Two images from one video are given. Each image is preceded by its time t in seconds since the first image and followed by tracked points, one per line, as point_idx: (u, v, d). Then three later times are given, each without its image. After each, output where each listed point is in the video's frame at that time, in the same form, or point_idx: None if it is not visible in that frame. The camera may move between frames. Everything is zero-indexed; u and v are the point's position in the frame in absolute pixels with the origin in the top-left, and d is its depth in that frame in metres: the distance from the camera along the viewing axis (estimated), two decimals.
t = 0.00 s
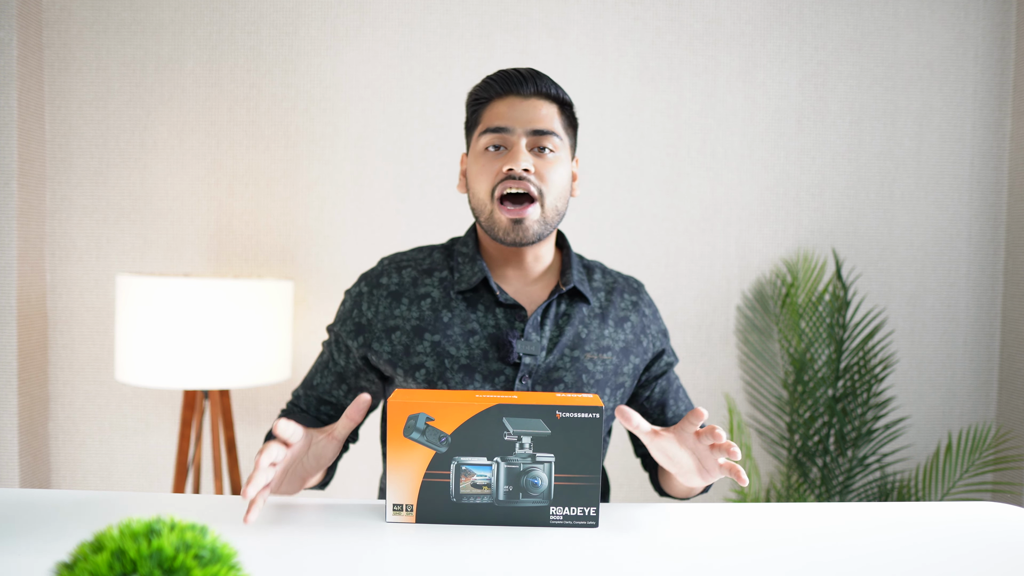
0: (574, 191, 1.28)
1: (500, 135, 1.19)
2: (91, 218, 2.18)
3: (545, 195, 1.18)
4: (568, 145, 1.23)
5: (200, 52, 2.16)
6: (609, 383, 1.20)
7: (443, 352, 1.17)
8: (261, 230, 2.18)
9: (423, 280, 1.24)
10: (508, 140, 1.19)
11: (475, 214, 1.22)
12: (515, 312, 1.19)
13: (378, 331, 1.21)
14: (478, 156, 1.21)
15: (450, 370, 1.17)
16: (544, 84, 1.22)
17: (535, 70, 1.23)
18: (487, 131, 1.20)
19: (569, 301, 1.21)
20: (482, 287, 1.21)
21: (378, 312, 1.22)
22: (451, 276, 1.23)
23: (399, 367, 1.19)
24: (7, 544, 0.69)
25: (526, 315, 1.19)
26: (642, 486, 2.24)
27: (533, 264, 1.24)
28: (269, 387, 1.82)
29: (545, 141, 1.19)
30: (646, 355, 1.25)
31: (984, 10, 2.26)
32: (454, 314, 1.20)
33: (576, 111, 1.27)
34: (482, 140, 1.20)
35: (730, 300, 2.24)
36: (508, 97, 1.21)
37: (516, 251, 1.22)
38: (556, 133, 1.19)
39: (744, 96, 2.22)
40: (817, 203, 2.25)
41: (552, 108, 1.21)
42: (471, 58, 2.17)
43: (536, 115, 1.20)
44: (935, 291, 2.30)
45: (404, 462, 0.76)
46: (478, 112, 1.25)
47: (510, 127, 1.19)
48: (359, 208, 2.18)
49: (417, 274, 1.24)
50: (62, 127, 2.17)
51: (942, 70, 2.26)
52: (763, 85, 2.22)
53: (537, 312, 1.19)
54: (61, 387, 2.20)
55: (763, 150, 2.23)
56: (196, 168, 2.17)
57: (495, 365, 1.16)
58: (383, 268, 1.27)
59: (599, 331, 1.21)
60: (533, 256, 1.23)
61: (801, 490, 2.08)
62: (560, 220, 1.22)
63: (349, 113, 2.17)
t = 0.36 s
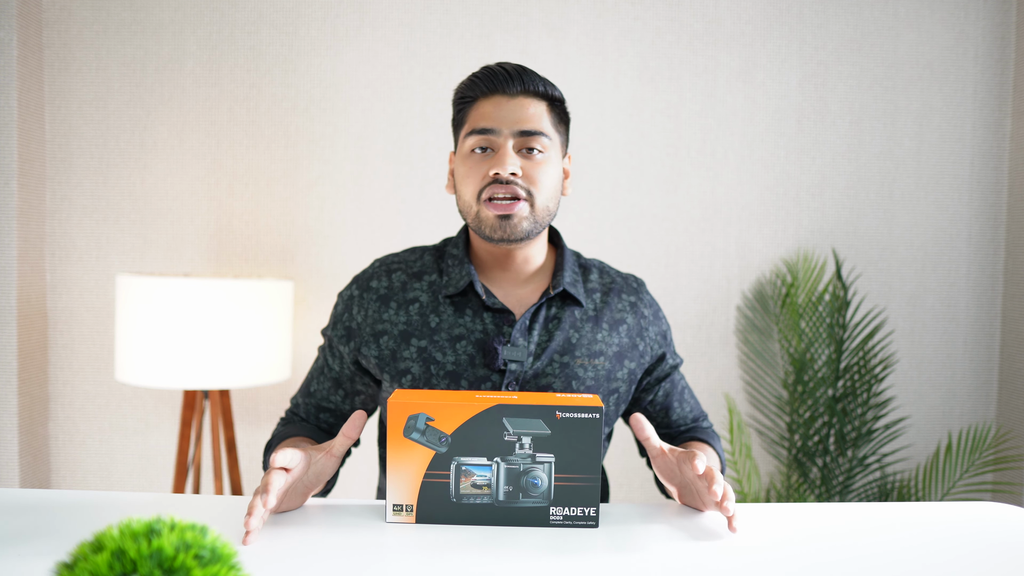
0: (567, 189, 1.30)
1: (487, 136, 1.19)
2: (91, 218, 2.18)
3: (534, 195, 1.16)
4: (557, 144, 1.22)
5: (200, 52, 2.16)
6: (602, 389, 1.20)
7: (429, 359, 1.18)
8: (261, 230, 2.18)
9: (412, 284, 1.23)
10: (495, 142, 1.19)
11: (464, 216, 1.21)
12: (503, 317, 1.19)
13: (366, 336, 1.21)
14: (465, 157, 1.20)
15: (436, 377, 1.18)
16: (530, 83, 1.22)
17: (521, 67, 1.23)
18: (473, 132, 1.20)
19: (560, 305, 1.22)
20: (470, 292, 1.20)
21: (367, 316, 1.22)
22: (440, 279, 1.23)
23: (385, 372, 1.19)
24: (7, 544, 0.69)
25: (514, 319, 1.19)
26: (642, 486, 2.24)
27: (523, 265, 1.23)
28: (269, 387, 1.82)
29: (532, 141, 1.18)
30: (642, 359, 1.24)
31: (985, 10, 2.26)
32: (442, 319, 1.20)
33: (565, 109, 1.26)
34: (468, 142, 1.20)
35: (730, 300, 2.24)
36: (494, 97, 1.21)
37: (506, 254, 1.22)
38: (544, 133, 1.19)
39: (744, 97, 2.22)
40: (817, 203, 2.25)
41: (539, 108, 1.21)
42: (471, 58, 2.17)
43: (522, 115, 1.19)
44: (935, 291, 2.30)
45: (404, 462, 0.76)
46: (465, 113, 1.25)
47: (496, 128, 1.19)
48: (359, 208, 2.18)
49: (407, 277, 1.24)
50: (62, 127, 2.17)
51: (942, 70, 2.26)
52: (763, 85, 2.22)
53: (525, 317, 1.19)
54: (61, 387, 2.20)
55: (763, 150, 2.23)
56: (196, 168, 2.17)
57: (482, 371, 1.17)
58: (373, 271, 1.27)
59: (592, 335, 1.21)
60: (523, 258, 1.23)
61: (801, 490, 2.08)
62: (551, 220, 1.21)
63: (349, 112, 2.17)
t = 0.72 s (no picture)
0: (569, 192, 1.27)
1: (501, 128, 1.19)
2: (90, 218, 2.18)
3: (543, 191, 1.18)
4: (566, 143, 1.23)
5: (200, 52, 2.16)
6: (604, 384, 1.20)
7: (429, 360, 1.17)
8: (261, 230, 2.18)
9: (410, 285, 1.23)
10: (508, 135, 1.19)
11: (469, 207, 1.21)
12: (503, 315, 1.19)
13: (364, 336, 1.20)
14: (476, 148, 1.20)
15: (437, 377, 1.18)
16: (546, 80, 1.22)
17: (538, 66, 1.24)
18: (487, 123, 1.20)
19: (559, 301, 1.22)
20: (468, 292, 1.20)
21: (364, 317, 1.21)
22: (438, 280, 1.23)
23: (385, 375, 1.19)
24: (7, 544, 0.69)
25: (514, 317, 1.19)
26: (642, 486, 2.24)
27: (522, 263, 1.22)
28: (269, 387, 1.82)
29: (545, 138, 1.19)
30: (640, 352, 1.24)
31: (985, 10, 2.26)
32: (441, 319, 1.20)
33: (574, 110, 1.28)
34: (481, 133, 1.20)
35: (730, 301, 2.24)
36: (510, 91, 1.21)
37: (505, 251, 1.21)
38: (556, 131, 1.20)
39: (744, 97, 2.22)
40: (817, 203, 2.25)
41: (552, 106, 1.22)
42: (470, 59, 2.17)
43: (536, 111, 1.20)
44: (935, 291, 2.30)
45: (404, 462, 0.76)
46: (476, 103, 1.25)
47: (510, 121, 1.19)
48: (359, 208, 2.18)
49: (405, 278, 1.24)
50: (62, 127, 2.17)
51: (942, 70, 2.26)
52: (763, 85, 2.22)
53: (524, 314, 1.19)
54: (61, 388, 2.20)
55: (763, 150, 2.23)
56: (196, 168, 2.17)
57: (482, 371, 1.17)
58: (371, 272, 1.26)
59: (591, 330, 1.21)
60: (523, 255, 1.22)
61: (801, 490, 2.08)
62: (553, 218, 1.22)
63: (349, 113, 2.17)
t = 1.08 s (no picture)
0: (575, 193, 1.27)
1: (505, 132, 1.19)
2: (91, 218, 2.18)
3: (546, 196, 1.17)
4: (572, 147, 1.22)
5: (200, 52, 2.16)
6: (606, 383, 1.20)
7: (436, 343, 1.16)
8: (261, 230, 2.18)
9: (423, 271, 1.23)
10: (512, 139, 1.19)
11: (475, 210, 1.21)
12: (510, 309, 1.19)
13: (371, 309, 1.19)
14: (480, 151, 1.20)
15: (441, 364, 1.17)
16: (552, 83, 1.21)
17: (544, 68, 1.23)
18: (492, 127, 1.19)
19: (564, 300, 1.22)
20: (477, 283, 1.20)
21: (375, 289, 1.20)
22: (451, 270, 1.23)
23: (389, 354, 1.18)
24: (7, 544, 0.69)
25: (520, 311, 1.19)
26: (642, 486, 2.24)
27: (529, 263, 1.23)
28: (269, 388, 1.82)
29: (549, 142, 1.18)
30: (642, 353, 1.24)
31: (985, 10, 2.26)
32: (449, 308, 1.19)
33: (582, 113, 1.27)
34: (486, 137, 1.20)
35: (730, 300, 2.24)
36: (515, 95, 1.21)
37: (513, 250, 1.22)
38: (561, 135, 1.19)
39: (744, 97, 2.22)
40: (817, 204, 2.25)
41: (558, 110, 1.21)
42: (471, 59, 2.17)
43: (542, 115, 1.20)
44: (935, 291, 2.30)
45: (404, 462, 0.76)
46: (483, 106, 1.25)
47: (515, 125, 1.19)
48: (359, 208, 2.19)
49: (418, 264, 1.24)
50: (62, 128, 2.17)
51: (942, 70, 2.26)
52: (763, 86, 2.22)
53: (531, 309, 1.19)
54: (61, 387, 2.20)
55: (763, 150, 2.23)
56: (196, 168, 2.17)
57: (487, 361, 1.16)
58: (386, 253, 1.27)
59: (594, 328, 1.21)
60: (529, 256, 1.23)
61: (801, 490, 2.08)
62: (559, 221, 1.22)
63: (349, 113, 2.17)
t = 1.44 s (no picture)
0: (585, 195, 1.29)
1: (511, 137, 1.20)
2: (90, 218, 2.18)
3: (554, 201, 1.19)
4: (580, 150, 1.23)
5: (200, 52, 2.16)
6: (612, 389, 1.20)
7: (444, 346, 1.17)
8: (261, 230, 2.18)
9: (432, 273, 1.23)
10: (519, 143, 1.20)
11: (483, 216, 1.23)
12: (518, 313, 1.19)
13: (383, 314, 1.20)
14: (488, 157, 1.21)
15: (449, 366, 1.17)
16: (558, 88, 1.21)
17: (550, 70, 1.23)
18: (498, 132, 1.20)
19: (572, 305, 1.22)
20: (486, 286, 1.20)
21: (384, 295, 1.22)
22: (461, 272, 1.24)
23: (398, 357, 1.19)
24: (7, 544, 0.69)
25: (529, 316, 1.19)
26: (642, 486, 2.24)
27: (538, 268, 1.23)
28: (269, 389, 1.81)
29: (556, 146, 1.19)
30: (648, 360, 1.24)
31: (985, 10, 2.26)
32: (459, 310, 1.20)
33: (591, 116, 1.26)
34: (493, 141, 1.21)
35: (730, 300, 2.24)
36: (521, 100, 1.21)
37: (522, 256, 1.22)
38: (568, 138, 1.20)
39: (744, 97, 2.22)
40: (817, 203, 2.25)
41: (565, 113, 1.21)
42: (471, 59, 2.17)
43: (548, 119, 1.20)
44: (936, 291, 2.30)
45: (404, 462, 0.76)
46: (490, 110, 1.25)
47: (521, 129, 1.19)
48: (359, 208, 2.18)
49: (428, 266, 1.24)
50: (61, 127, 2.17)
51: (942, 70, 2.26)
52: (763, 85, 2.22)
53: (540, 314, 1.19)
54: (61, 387, 2.20)
55: (763, 150, 2.22)
56: (196, 168, 2.17)
57: (495, 365, 1.16)
58: (394, 255, 1.27)
59: (602, 335, 1.21)
60: (539, 260, 1.23)
61: (801, 490, 2.08)
62: (568, 226, 1.23)
63: (349, 112, 2.17)
